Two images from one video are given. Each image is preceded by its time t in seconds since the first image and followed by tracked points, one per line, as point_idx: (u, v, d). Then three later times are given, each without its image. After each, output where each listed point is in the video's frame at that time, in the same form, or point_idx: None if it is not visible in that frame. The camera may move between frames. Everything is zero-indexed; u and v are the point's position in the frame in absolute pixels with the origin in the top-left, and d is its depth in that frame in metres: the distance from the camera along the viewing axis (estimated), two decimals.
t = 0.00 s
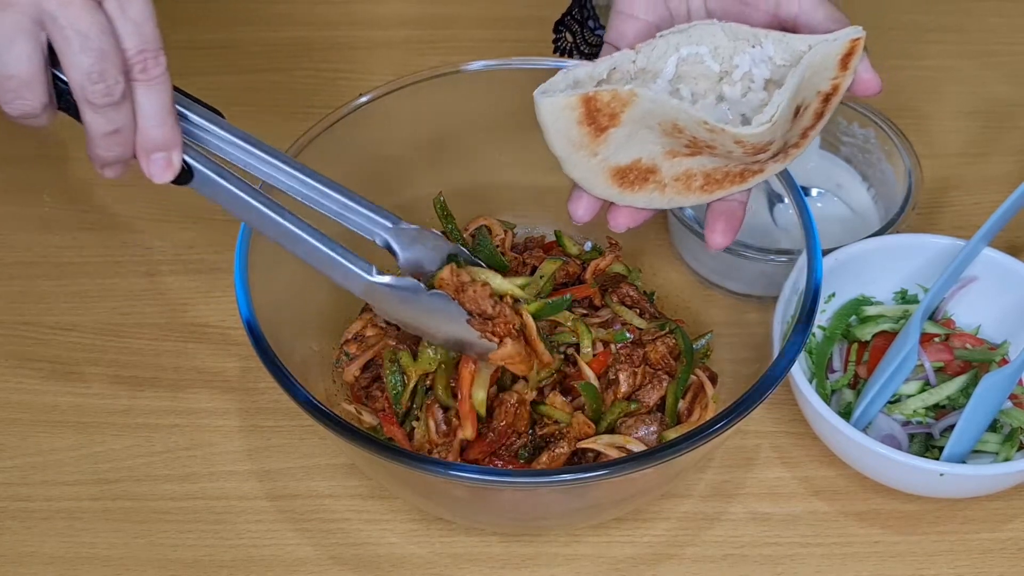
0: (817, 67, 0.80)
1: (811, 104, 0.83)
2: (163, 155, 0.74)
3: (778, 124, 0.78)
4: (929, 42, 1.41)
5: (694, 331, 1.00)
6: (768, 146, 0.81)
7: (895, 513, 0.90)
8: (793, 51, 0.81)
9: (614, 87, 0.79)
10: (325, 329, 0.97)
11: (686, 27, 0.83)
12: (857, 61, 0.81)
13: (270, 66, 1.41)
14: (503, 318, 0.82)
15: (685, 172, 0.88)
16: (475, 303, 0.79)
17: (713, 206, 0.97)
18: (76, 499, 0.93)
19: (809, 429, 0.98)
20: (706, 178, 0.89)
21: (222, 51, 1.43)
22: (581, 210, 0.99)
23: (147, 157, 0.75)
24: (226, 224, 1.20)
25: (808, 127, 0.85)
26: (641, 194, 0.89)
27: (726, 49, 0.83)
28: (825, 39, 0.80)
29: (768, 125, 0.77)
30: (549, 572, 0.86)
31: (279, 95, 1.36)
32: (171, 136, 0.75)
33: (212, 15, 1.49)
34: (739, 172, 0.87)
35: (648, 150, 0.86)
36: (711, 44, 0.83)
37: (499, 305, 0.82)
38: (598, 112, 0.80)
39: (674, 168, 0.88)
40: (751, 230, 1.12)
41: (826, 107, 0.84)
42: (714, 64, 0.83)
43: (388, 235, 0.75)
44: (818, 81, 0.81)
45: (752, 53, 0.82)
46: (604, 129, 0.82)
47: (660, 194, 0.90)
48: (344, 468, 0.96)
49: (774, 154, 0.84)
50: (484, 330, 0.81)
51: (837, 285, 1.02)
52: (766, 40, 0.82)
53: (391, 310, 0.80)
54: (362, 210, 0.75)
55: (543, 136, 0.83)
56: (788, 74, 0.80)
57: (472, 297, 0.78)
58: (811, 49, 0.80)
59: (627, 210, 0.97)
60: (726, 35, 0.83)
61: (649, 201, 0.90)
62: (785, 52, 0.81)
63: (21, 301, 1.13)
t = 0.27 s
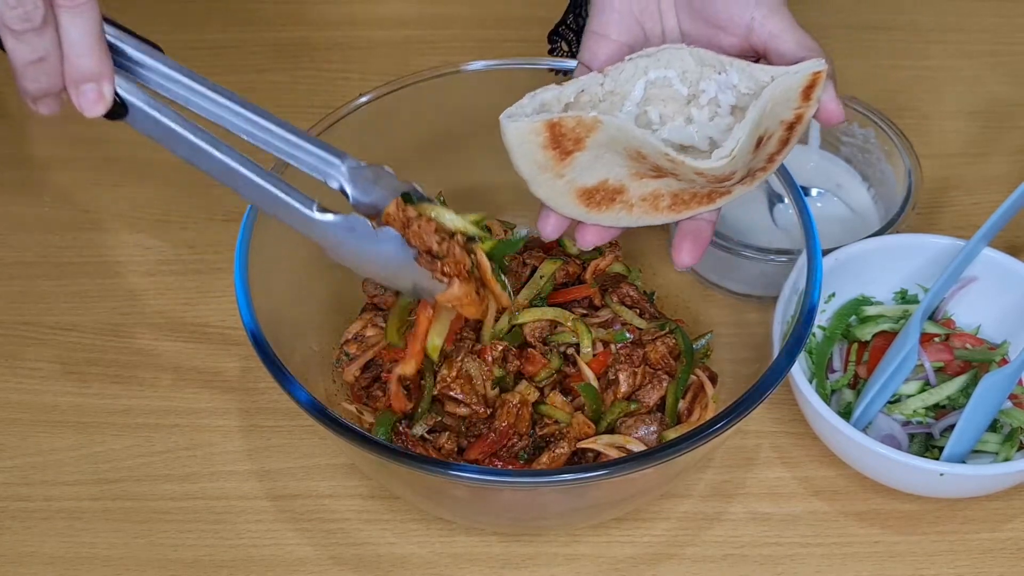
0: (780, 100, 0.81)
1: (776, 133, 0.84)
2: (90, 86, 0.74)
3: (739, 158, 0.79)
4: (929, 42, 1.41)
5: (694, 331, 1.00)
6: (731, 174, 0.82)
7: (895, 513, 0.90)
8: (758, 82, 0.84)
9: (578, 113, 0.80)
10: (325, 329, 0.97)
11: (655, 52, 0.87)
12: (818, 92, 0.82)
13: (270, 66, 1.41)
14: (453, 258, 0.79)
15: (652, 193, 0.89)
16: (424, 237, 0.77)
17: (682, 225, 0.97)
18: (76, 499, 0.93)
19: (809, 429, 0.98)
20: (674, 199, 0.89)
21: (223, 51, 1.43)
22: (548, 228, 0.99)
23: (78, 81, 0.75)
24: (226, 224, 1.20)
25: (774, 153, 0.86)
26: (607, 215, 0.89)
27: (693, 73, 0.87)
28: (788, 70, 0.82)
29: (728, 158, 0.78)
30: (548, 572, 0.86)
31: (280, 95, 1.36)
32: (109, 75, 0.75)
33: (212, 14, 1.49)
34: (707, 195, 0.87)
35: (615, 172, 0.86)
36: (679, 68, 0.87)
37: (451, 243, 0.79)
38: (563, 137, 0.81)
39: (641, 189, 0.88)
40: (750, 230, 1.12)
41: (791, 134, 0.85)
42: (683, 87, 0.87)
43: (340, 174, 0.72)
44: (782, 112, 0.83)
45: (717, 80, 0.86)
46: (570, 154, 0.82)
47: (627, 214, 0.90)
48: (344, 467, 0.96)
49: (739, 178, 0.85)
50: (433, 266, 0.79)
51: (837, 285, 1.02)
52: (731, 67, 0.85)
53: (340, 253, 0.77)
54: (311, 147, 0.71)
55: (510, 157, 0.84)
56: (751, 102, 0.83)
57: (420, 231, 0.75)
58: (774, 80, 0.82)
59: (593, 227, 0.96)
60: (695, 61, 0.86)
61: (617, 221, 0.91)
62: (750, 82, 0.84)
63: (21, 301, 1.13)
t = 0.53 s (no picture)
0: (725, 133, 0.88)
1: (721, 166, 0.92)
2: None
3: (675, 189, 0.88)
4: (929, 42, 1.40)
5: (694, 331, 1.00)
6: (670, 204, 0.90)
7: (895, 513, 0.90)
8: (705, 115, 0.90)
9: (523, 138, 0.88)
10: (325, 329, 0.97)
11: (607, 78, 0.94)
12: (766, 130, 0.89)
13: (270, 66, 1.41)
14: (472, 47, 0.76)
15: (597, 216, 0.96)
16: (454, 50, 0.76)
17: (627, 249, 0.99)
18: (76, 499, 0.93)
19: (809, 429, 0.98)
20: (618, 222, 0.95)
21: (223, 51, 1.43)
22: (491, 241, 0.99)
23: None
24: (225, 223, 1.20)
25: (719, 183, 0.94)
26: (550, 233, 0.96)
27: (643, 101, 0.93)
28: (733, 106, 0.89)
29: (665, 190, 0.87)
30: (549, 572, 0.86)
31: (280, 95, 1.36)
32: None
33: (212, 14, 1.49)
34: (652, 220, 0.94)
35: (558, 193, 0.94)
36: (629, 96, 0.93)
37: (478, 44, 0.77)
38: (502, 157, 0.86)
39: (586, 211, 0.96)
40: (750, 230, 1.12)
41: (737, 167, 0.92)
42: (633, 114, 0.92)
43: None
44: (726, 146, 0.90)
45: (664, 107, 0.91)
46: (507, 173, 0.88)
47: (571, 234, 0.96)
48: (345, 468, 0.96)
49: (682, 206, 0.93)
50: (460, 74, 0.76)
51: (837, 285, 1.02)
52: (679, 99, 0.92)
53: (376, 99, 0.74)
54: None
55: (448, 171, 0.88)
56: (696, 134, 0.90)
57: (435, 27, 0.74)
58: (719, 114, 0.89)
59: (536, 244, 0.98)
60: (645, 89, 0.93)
61: (562, 240, 0.97)
62: (697, 115, 0.91)
63: (22, 301, 1.13)
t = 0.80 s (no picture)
0: (681, 151, 0.83)
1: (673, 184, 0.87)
2: None
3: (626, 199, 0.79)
4: (929, 42, 1.40)
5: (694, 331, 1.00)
6: (617, 213, 0.83)
7: (895, 513, 0.90)
8: (663, 130, 0.85)
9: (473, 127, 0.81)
10: (325, 329, 0.96)
11: (571, 80, 0.88)
12: (721, 152, 0.84)
13: (270, 65, 1.41)
14: None
15: (542, 218, 0.90)
16: None
17: (567, 256, 0.97)
18: (76, 499, 0.93)
19: (809, 429, 0.98)
20: (563, 226, 0.90)
21: (223, 50, 1.43)
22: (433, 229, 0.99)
23: None
24: (225, 223, 1.20)
25: (671, 202, 0.89)
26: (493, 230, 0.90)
27: (604, 108, 0.87)
28: (693, 124, 0.84)
29: (614, 199, 0.78)
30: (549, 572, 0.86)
31: (280, 95, 1.36)
32: None
33: (213, 14, 1.49)
34: (598, 229, 0.89)
35: (506, 189, 0.88)
36: (591, 101, 0.87)
37: None
38: (456, 146, 0.82)
39: (532, 212, 0.90)
40: (750, 231, 1.12)
41: (688, 187, 0.87)
42: (592, 120, 0.87)
43: None
44: (682, 163, 0.84)
45: (625, 118, 0.86)
46: (461, 163, 0.84)
47: (514, 232, 0.91)
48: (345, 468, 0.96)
49: (628, 218, 0.88)
50: None
51: (837, 285, 1.02)
52: (640, 110, 0.86)
53: None
54: None
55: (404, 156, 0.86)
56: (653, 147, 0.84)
57: None
58: (678, 131, 0.83)
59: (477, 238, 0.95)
60: (607, 95, 0.87)
61: (503, 237, 0.91)
62: (656, 129, 0.85)
63: (22, 301, 1.12)
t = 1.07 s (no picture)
0: (665, 146, 0.82)
1: (658, 179, 0.86)
2: None
3: (609, 193, 0.79)
4: (929, 42, 1.40)
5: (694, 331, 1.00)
6: (602, 209, 0.82)
7: (894, 513, 0.90)
8: (651, 125, 0.83)
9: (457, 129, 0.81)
10: (325, 330, 0.96)
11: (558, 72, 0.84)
12: (707, 148, 0.83)
13: (270, 66, 1.41)
14: (602, 40, 0.72)
15: (526, 215, 0.88)
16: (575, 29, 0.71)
17: (551, 253, 0.97)
18: (77, 499, 0.93)
19: (809, 429, 0.98)
20: (548, 224, 0.88)
21: (223, 51, 1.43)
22: (419, 221, 0.99)
23: None
24: (225, 223, 1.20)
25: (655, 200, 0.88)
26: (477, 224, 0.88)
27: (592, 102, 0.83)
28: (679, 119, 0.82)
29: (598, 193, 0.78)
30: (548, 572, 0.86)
31: (280, 96, 1.36)
32: None
33: (212, 14, 1.49)
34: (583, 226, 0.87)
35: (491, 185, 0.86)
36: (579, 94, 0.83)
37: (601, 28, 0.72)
38: (440, 146, 0.83)
39: (517, 209, 0.88)
40: (750, 231, 1.12)
41: (674, 185, 0.87)
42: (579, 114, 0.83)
43: None
44: (667, 160, 0.84)
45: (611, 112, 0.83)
46: (444, 160, 0.85)
47: (498, 227, 0.89)
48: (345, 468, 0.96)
49: (614, 214, 0.87)
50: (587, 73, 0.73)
51: (837, 285, 1.02)
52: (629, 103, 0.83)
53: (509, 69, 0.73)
54: None
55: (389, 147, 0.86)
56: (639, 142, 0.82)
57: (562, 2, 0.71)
58: (665, 125, 0.82)
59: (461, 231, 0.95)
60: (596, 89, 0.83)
61: (487, 232, 0.89)
62: (643, 123, 0.83)
63: (22, 301, 1.13)
